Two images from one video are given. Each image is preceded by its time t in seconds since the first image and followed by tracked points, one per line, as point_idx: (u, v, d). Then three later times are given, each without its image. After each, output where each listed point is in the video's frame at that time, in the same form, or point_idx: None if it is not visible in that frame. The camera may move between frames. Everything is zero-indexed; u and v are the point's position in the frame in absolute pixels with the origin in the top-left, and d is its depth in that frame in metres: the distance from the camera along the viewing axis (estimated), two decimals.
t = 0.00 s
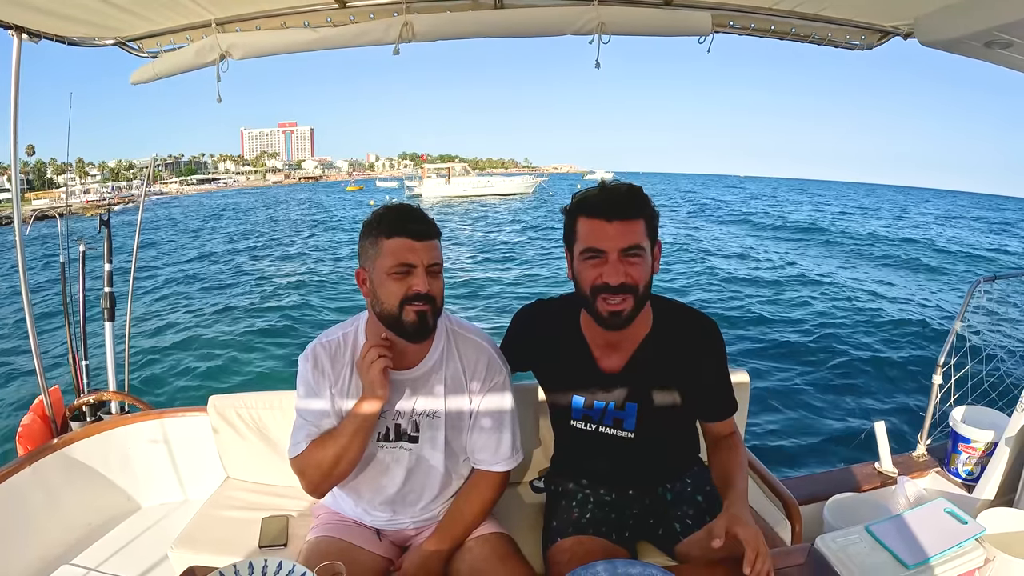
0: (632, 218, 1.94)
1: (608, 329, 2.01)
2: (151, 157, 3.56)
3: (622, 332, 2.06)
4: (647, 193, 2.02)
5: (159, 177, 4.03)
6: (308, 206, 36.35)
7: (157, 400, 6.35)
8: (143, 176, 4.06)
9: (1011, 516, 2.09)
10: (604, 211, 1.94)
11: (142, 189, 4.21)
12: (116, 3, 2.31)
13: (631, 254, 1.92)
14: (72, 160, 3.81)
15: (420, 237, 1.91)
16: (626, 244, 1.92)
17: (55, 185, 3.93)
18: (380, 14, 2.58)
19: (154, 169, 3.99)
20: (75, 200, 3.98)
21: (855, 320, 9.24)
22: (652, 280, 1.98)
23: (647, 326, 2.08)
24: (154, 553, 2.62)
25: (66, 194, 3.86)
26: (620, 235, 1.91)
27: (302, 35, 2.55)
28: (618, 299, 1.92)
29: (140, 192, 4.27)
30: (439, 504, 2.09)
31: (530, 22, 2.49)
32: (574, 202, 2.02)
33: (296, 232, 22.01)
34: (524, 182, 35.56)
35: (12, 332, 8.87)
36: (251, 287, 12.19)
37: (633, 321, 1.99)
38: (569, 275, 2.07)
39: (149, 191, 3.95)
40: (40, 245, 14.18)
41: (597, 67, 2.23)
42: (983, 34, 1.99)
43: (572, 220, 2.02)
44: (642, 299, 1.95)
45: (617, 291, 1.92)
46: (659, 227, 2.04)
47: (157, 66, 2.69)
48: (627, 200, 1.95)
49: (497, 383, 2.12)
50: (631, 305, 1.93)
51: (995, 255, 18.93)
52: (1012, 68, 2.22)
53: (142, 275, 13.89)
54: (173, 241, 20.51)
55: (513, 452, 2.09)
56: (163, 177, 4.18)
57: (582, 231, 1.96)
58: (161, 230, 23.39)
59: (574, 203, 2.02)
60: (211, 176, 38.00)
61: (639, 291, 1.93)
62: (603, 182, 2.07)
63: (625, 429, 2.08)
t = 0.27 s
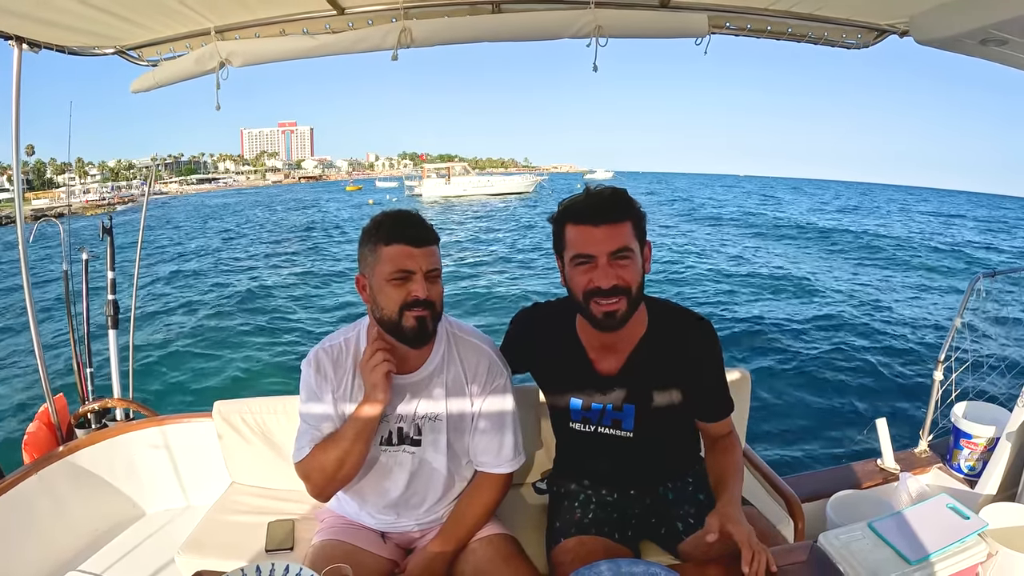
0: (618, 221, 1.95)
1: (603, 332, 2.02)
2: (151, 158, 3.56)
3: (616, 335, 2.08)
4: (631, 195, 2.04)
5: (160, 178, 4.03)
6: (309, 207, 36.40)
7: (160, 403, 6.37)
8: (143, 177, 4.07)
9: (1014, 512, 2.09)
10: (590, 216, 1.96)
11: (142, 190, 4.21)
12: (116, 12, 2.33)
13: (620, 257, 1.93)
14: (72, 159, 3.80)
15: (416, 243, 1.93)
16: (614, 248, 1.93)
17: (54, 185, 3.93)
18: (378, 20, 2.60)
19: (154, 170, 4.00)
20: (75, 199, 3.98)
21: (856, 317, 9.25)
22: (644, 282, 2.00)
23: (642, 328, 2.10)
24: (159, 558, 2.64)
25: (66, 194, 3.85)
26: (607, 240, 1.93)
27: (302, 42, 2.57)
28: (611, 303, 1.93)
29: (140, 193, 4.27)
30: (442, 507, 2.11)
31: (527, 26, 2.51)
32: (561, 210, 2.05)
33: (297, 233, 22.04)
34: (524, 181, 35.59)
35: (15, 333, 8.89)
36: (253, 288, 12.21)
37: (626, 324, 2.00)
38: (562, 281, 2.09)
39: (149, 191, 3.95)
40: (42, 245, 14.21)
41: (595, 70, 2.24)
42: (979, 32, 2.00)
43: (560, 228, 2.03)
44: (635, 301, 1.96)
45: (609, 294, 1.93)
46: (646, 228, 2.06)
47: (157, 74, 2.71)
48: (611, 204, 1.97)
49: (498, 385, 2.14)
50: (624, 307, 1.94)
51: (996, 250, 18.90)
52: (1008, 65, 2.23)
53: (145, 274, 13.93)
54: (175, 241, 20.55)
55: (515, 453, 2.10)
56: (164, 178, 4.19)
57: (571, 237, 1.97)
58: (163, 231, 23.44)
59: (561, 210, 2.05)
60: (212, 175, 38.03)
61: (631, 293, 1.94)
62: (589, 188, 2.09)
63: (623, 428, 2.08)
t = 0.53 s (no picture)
0: (617, 219, 1.95)
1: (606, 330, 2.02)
2: (152, 158, 3.57)
3: (618, 332, 2.07)
4: (629, 193, 2.04)
5: (161, 178, 4.03)
6: (309, 208, 36.41)
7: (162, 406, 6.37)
8: (144, 177, 4.07)
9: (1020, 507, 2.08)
10: (589, 216, 1.96)
11: (143, 191, 4.21)
12: (117, 18, 2.33)
13: (621, 255, 1.93)
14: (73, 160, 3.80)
15: (415, 244, 1.93)
16: (613, 246, 1.93)
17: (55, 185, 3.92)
18: (378, 23, 2.60)
19: (155, 170, 3.99)
20: (76, 199, 3.97)
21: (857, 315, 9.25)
22: (644, 280, 1.99)
23: (643, 325, 2.09)
24: (162, 563, 2.64)
25: (66, 195, 3.84)
26: (606, 239, 1.93)
27: (303, 47, 2.58)
28: (613, 302, 1.93)
29: (141, 193, 4.27)
30: (446, 508, 2.10)
31: (528, 28, 2.52)
32: (560, 210, 2.05)
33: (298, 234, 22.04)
34: (524, 181, 35.62)
35: (17, 336, 8.90)
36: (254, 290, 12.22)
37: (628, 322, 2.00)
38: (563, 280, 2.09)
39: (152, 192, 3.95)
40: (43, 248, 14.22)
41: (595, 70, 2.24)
42: (978, 27, 2.00)
43: (560, 228, 2.03)
44: (636, 299, 1.96)
45: (610, 292, 1.93)
46: (645, 226, 2.06)
47: (158, 79, 2.72)
48: (609, 203, 1.97)
49: (501, 385, 2.14)
50: (626, 305, 1.94)
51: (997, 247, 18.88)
52: (1008, 60, 2.23)
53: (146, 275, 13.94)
54: (176, 241, 20.57)
55: (519, 453, 2.10)
56: (165, 179, 4.19)
57: (571, 237, 1.97)
58: (164, 232, 23.46)
59: (559, 211, 2.05)
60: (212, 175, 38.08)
61: (632, 290, 1.94)
62: (587, 187, 2.09)
63: (627, 424, 2.09)
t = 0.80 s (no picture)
0: (622, 217, 1.95)
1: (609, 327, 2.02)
2: (153, 159, 3.56)
3: (623, 329, 2.07)
4: (634, 190, 2.04)
5: (163, 179, 4.02)
6: (309, 208, 36.41)
7: (164, 407, 6.37)
8: (146, 177, 4.06)
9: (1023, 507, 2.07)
10: (594, 213, 1.95)
11: (144, 192, 4.21)
12: (118, 19, 2.33)
13: (625, 252, 1.93)
14: (74, 161, 3.79)
15: (415, 243, 1.92)
16: (618, 243, 1.92)
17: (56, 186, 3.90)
18: (379, 24, 2.60)
19: (156, 170, 3.99)
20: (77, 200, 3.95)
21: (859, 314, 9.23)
22: (648, 277, 1.99)
23: (646, 323, 2.09)
24: (164, 564, 2.63)
25: (67, 196, 3.83)
26: (611, 235, 1.92)
27: (304, 48, 2.58)
28: (617, 299, 1.92)
29: (142, 194, 4.26)
30: (448, 509, 2.10)
31: (529, 29, 2.52)
32: (565, 207, 2.04)
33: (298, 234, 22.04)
34: (524, 181, 35.61)
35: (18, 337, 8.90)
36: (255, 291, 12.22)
37: (632, 320, 2.00)
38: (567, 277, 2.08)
39: (154, 192, 3.95)
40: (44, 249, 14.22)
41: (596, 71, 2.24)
42: (979, 25, 2.00)
43: (565, 224, 2.03)
44: (639, 297, 1.95)
45: (615, 289, 1.92)
46: (650, 224, 2.05)
47: (160, 80, 2.71)
48: (614, 200, 1.97)
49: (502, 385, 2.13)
50: (630, 302, 1.93)
51: (998, 246, 18.86)
52: (1011, 58, 2.22)
53: (147, 276, 13.94)
54: (176, 241, 20.57)
55: (521, 453, 2.09)
56: (165, 179, 4.17)
57: (575, 233, 1.97)
58: (164, 232, 23.46)
59: (565, 207, 2.04)
60: (212, 176, 38.09)
61: (636, 287, 1.94)
62: (592, 185, 2.09)
63: (633, 419, 2.08)
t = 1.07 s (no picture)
0: (629, 215, 1.94)
1: (613, 326, 2.01)
2: (152, 158, 3.55)
3: (627, 328, 2.05)
4: (640, 189, 2.03)
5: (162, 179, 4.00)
6: (308, 208, 36.39)
7: (163, 406, 6.36)
8: (145, 177, 4.03)
9: None
10: (602, 210, 1.94)
11: (144, 192, 4.18)
12: (119, 16, 2.32)
13: (632, 250, 1.92)
14: (73, 161, 3.76)
15: (413, 240, 1.91)
16: (625, 241, 1.91)
17: (55, 187, 3.87)
18: (381, 22, 2.59)
19: (155, 170, 3.96)
20: (76, 201, 3.91)
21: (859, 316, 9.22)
22: (655, 276, 1.98)
23: (650, 321, 2.08)
24: (162, 562, 2.62)
25: (66, 196, 3.80)
26: (617, 233, 1.91)
27: (305, 45, 2.57)
28: (623, 296, 1.92)
29: (142, 194, 4.23)
30: (448, 508, 2.09)
31: (532, 27, 2.51)
32: (572, 203, 2.03)
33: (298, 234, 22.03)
34: (524, 181, 35.58)
35: (17, 335, 8.89)
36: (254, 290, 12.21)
37: (637, 318, 1.99)
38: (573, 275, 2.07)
39: (153, 192, 3.92)
40: (44, 248, 14.22)
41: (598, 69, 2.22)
42: (984, 25, 1.99)
43: (572, 221, 2.02)
44: (645, 295, 1.94)
45: (621, 287, 1.91)
46: (656, 222, 2.05)
47: (160, 78, 2.70)
48: (622, 198, 1.96)
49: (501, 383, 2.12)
50: (636, 300, 1.93)
51: (997, 247, 18.84)
52: (1015, 59, 2.22)
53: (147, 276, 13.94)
54: (176, 241, 20.56)
55: (521, 452, 2.09)
56: (165, 180, 4.15)
57: (582, 230, 1.96)
58: (163, 232, 23.45)
59: (572, 204, 2.03)
60: (212, 175, 38.11)
61: (642, 285, 1.93)
62: (599, 182, 2.07)
63: (635, 419, 2.07)
